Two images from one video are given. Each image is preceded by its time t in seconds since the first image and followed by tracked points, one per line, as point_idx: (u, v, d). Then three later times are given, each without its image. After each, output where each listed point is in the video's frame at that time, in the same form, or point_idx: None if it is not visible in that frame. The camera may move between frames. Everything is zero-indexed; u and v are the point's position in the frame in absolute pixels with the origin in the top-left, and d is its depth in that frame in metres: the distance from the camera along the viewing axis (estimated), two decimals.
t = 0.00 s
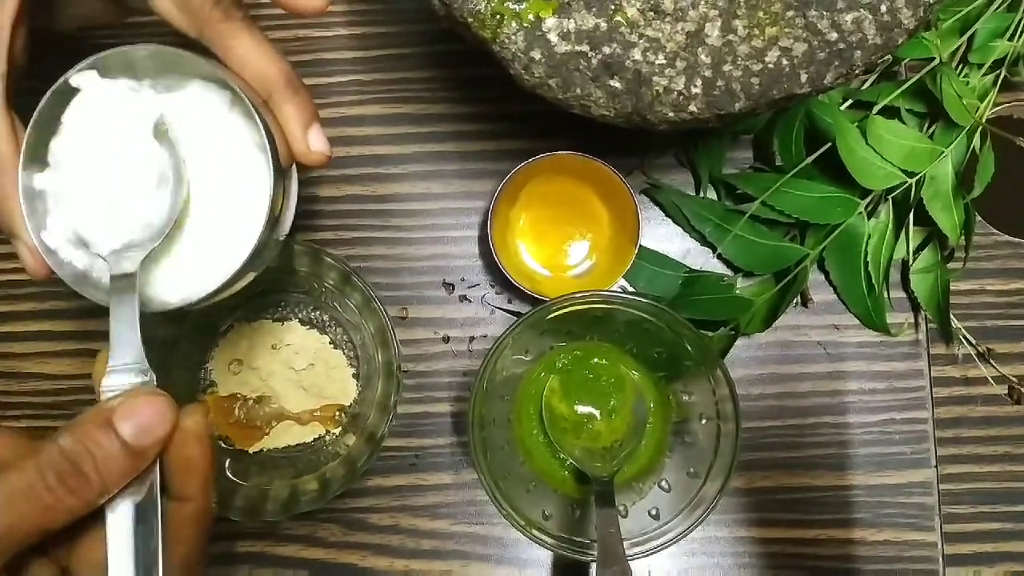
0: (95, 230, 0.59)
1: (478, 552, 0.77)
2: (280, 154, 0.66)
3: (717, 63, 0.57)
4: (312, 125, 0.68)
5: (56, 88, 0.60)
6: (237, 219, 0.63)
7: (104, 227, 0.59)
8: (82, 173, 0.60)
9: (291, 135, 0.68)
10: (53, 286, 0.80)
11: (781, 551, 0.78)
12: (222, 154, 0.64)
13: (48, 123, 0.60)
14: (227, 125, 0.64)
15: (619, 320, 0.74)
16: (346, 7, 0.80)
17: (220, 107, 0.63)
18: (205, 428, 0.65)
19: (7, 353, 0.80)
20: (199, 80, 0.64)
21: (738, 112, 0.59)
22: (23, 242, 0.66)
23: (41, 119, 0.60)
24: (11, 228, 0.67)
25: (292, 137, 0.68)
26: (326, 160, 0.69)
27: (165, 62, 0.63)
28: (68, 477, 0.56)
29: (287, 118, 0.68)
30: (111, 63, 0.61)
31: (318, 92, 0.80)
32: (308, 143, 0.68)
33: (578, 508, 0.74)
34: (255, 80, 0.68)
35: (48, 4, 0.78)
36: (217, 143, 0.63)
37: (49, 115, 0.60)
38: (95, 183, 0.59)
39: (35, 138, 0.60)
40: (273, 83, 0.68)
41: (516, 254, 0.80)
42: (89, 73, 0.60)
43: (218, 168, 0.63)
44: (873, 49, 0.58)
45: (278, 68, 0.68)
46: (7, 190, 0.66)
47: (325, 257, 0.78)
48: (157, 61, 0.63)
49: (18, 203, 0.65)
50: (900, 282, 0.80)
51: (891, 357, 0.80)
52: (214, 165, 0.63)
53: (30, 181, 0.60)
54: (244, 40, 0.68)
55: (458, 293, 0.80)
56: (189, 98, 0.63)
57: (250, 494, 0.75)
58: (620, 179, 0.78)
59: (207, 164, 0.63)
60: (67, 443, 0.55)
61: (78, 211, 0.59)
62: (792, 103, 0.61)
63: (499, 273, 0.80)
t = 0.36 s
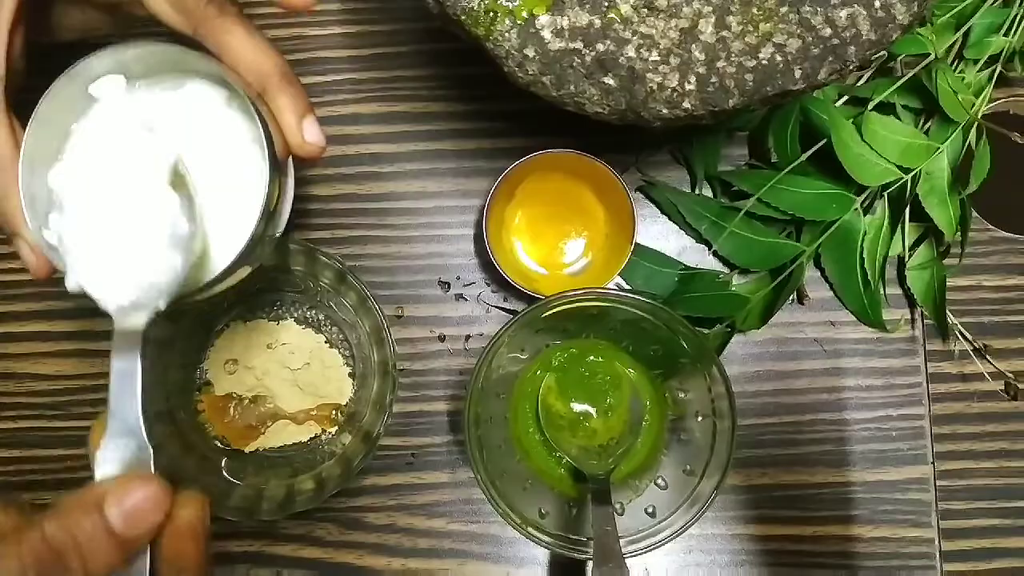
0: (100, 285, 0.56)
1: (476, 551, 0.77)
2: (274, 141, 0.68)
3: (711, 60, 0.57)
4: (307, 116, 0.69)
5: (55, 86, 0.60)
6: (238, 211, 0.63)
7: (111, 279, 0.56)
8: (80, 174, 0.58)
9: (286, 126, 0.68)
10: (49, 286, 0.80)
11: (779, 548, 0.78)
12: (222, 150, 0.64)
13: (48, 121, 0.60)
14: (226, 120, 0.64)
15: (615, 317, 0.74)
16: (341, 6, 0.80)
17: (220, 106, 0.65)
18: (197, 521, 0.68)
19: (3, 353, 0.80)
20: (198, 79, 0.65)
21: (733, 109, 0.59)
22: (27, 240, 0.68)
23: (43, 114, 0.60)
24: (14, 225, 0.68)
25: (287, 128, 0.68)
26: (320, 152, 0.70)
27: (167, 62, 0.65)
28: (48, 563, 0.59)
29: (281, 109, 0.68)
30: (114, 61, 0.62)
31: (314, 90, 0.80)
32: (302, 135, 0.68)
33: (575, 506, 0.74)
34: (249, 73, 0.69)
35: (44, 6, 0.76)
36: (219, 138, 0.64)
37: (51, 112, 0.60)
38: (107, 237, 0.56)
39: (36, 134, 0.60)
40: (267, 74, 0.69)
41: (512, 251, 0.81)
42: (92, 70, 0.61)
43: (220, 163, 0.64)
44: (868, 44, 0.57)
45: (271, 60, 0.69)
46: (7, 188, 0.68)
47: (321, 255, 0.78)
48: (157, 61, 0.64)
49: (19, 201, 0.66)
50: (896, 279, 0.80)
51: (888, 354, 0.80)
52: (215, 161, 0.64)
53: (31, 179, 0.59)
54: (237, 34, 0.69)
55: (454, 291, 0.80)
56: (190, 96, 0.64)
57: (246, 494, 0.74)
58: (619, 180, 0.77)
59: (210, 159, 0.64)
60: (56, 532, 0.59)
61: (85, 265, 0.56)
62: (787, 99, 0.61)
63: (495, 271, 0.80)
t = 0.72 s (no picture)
0: (195, 419, 0.70)
1: (477, 549, 0.77)
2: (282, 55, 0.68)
3: (713, 59, 0.57)
4: (311, 28, 0.70)
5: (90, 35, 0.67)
6: (247, 138, 0.67)
7: (204, 421, 0.70)
8: (118, 114, 0.68)
9: (291, 38, 0.70)
10: (51, 285, 0.80)
11: (780, 547, 0.78)
12: (232, 76, 0.68)
13: (57, 53, 0.65)
14: (235, 47, 0.69)
15: (616, 316, 0.74)
16: (343, 5, 0.80)
17: (228, 32, 0.69)
18: None
19: (5, 352, 0.80)
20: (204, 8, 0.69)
21: (734, 108, 0.59)
22: (54, 173, 0.71)
23: (53, 45, 0.64)
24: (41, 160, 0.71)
25: (291, 39, 0.70)
26: (326, 63, 0.71)
27: None
28: None
29: (285, 22, 0.70)
30: None
31: (316, 90, 0.81)
32: (308, 45, 0.70)
33: (577, 505, 0.74)
34: None
35: None
36: (229, 65, 0.68)
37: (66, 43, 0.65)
38: (213, 378, 0.69)
39: (48, 65, 0.64)
40: None
41: (513, 250, 0.81)
42: (100, 5, 0.66)
43: (230, 89, 0.68)
44: (869, 43, 0.57)
45: None
46: (35, 121, 0.71)
47: (322, 254, 0.75)
48: None
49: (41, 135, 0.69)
50: (897, 278, 0.80)
51: (889, 353, 0.80)
52: (226, 89, 0.68)
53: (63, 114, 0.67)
54: None
55: (455, 290, 0.80)
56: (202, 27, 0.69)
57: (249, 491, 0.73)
58: (619, 178, 0.77)
59: (221, 86, 0.68)
60: None
61: (193, 395, 0.70)
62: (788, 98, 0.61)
63: (496, 269, 0.80)
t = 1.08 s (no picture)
0: (253, 443, 0.71)
1: (476, 548, 0.77)
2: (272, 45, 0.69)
3: (712, 57, 0.57)
4: (298, 18, 0.72)
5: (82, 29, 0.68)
6: (235, 131, 0.67)
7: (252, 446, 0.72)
8: (105, 108, 0.68)
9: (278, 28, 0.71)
10: (50, 283, 0.80)
11: (780, 546, 0.78)
12: (220, 68, 0.68)
13: (45, 47, 0.65)
14: (223, 40, 0.68)
15: (615, 314, 0.74)
16: (342, 4, 0.80)
17: (217, 24, 0.69)
18: None
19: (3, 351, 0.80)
20: None
21: (733, 106, 0.59)
22: (42, 169, 0.72)
23: (41, 41, 0.64)
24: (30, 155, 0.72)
25: (278, 28, 0.71)
26: (313, 53, 0.73)
27: None
28: None
29: (273, 10, 0.71)
30: None
31: (315, 89, 0.81)
32: (296, 36, 0.71)
33: (576, 503, 0.74)
34: None
35: None
36: (217, 58, 0.68)
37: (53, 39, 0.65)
38: (271, 404, 0.72)
39: (35, 60, 0.64)
40: None
41: (513, 249, 0.81)
42: None
43: (217, 81, 0.68)
44: (868, 41, 0.57)
45: None
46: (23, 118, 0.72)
47: (320, 253, 0.74)
48: None
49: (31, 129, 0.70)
50: (897, 276, 0.80)
51: (889, 351, 0.80)
52: (214, 82, 0.68)
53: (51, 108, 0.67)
54: None
55: (455, 289, 0.80)
56: (190, 19, 0.69)
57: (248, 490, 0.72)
58: (617, 174, 0.77)
59: (210, 77, 0.68)
60: None
61: (251, 421, 0.72)
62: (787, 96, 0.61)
63: (495, 268, 0.80)
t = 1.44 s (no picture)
0: (234, 408, 0.75)
1: (477, 548, 0.77)
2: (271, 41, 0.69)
3: (713, 56, 0.57)
4: (298, 15, 0.71)
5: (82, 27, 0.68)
6: (236, 127, 0.67)
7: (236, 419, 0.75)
8: (105, 105, 0.68)
9: (278, 24, 0.71)
10: (50, 284, 0.80)
11: (781, 546, 0.78)
12: (220, 65, 0.68)
13: (44, 43, 0.65)
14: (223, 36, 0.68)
15: (616, 315, 0.74)
16: (342, 3, 0.80)
17: (216, 20, 0.69)
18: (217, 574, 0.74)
19: (3, 351, 0.80)
20: None
21: (734, 106, 0.59)
22: (42, 165, 0.72)
23: (40, 37, 0.64)
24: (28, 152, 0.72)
25: (279, 25, 0.71)
26: (313, 50, 0.72)
27: None
28: None
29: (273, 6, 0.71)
30: None
31: (315, 88, 0.80)
32: (295, 33, 0.71)
33: (576, 504, 0.74)
34: None
35: None
36: (217, 55, 0.68)
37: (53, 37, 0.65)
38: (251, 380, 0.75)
39: (35, 57, 0.64)
40: None
41: (513, 249, 0.80)
42: None
43: (217, 78, 0.68)
44: (869, 41, 0.57)
45: None
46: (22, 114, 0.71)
47: (321, 254, 0.74)
48: None
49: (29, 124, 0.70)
50: (897, 276, 0.80)
51: (890, 351, 0.80)
52: (214, 78, 0.68)
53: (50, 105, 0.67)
54: None
55: (455, 289, 0.79)
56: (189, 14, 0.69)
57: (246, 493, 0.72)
58: (618, 175, 0.77)
59: (210, 75, 0.68)
60: None
61: (239, 391, 0.75)
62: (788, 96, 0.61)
63: (496, 268, 0.80)
